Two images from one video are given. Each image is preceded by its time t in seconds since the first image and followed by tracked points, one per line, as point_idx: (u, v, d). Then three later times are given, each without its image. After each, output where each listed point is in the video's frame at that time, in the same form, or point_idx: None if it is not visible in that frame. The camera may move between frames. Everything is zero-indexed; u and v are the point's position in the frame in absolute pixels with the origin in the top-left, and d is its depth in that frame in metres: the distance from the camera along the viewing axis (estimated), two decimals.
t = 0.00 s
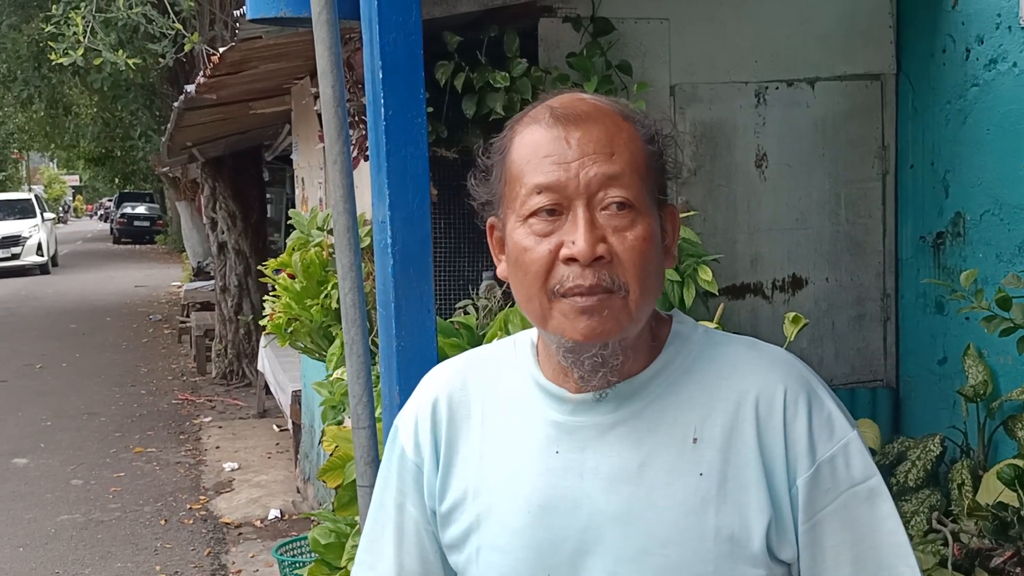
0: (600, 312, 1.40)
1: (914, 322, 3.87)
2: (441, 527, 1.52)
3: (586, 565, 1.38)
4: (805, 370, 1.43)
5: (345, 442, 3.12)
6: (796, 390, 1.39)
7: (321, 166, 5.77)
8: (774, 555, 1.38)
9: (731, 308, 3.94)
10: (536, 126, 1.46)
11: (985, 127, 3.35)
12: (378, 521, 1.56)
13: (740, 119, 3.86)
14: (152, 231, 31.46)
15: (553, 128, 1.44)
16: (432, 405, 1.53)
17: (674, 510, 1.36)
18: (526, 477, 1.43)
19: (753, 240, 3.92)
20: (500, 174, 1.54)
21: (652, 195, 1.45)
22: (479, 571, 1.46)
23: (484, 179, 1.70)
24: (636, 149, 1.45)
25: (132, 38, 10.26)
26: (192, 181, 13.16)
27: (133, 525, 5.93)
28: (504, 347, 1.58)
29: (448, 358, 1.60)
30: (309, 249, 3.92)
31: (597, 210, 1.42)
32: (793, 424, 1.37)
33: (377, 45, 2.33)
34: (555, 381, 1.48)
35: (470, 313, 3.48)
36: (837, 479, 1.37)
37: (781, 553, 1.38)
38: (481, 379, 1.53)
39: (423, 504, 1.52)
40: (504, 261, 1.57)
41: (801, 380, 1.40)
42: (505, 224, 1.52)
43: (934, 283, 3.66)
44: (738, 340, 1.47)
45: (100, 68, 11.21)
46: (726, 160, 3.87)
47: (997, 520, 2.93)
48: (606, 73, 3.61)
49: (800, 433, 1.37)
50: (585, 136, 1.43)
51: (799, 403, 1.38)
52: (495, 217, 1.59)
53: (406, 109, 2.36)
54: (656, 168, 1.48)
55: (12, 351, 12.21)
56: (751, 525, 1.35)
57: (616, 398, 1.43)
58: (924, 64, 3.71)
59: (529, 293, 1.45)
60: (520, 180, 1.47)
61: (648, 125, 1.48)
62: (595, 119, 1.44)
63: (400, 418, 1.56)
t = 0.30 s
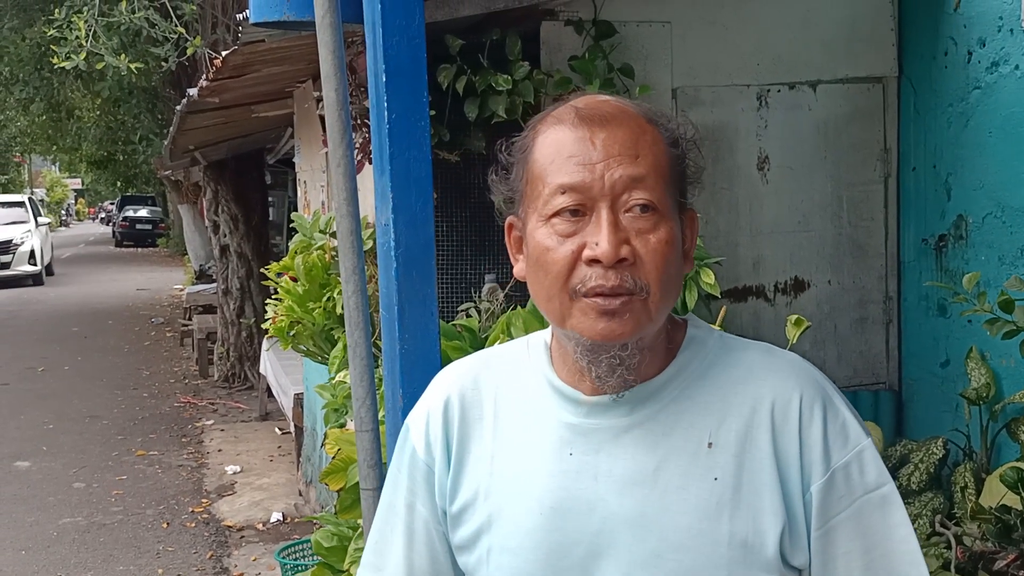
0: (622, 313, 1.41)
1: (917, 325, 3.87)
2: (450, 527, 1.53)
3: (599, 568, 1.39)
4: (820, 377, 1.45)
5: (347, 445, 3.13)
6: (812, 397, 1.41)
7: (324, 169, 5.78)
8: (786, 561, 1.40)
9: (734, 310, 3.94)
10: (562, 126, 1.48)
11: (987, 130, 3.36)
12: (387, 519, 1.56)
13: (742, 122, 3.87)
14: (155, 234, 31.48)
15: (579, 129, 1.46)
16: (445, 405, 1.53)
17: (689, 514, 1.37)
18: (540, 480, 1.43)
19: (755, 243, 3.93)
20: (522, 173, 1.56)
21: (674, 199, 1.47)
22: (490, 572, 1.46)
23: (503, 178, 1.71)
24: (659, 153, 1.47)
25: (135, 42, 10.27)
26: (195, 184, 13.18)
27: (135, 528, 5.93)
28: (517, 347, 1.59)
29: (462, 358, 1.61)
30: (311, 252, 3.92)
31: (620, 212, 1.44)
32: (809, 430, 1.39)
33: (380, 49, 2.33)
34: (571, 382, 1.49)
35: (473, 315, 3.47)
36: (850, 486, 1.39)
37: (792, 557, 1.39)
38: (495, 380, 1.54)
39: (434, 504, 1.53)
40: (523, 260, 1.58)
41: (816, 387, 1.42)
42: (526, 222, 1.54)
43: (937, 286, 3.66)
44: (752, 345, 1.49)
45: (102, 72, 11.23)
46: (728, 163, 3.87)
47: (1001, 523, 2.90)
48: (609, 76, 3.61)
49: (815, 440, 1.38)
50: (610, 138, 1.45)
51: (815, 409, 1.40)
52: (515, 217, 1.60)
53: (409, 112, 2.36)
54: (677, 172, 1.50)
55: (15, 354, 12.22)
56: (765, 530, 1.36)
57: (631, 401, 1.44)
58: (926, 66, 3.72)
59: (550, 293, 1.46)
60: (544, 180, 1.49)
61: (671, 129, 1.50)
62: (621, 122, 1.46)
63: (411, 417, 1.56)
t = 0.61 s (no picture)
0: (625, 314, 1.41)
1: (919, 326, 3.86)
2: (452, 530, 1.52)
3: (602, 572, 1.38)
4: (825, 380, 1.44)
5: (348, 446, 3.13)
6: (817, 400, 1.40)
7: (325, 171, 5.78)
8: (790, 564, 1.40)
9: (735, 311, 3.94)
10: (565, 126, 1.48)
11: (989, 131, 3.35)
12: (388, 521, 1.55)
13: (744, 123, 3.86)
14: (156, 236, 31.48)
15: (582, 129, 1.46)
16: (448, 407, 1.52)
17: (693, 518, 1.37)
18: (543, 483, 1.43)
19: (757, 244, 3.92)
20: (524, 173, 1.55)
21: (677, 200, 1.47)
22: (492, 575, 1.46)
23: (505, 177, 1.71)
24: (662, 153, 1.46)
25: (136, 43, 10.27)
26: (196, 186, 13.19)
27: (136, 529, 5.92)
28: (520, 349, 1.59)
29: (463, 359, 1.60)
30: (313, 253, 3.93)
31: (623, 212, 1.43)
32: (814, 434, 1.39)
33: (381, 51, 2.33)
34: (573, 385, 1.48)
35: (473, 317, 3.50)
36: (856, 490, 1.39)
37: (796, 561, 1.39)
38: (498, 383, 1.53)
39: (436, 507, 1.52)
40: (525, 262, 1.58)
41: (821, 390, 1.41)
42: (528, 223, 1.53)
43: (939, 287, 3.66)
44: (756, 348, 1.49)
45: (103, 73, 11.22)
46: (730, 164, 3.87)
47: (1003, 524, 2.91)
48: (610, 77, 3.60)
49: (820, 444, 1.38)
50: (613, 137, 1.44)
51: (820, 412, 1.39)
52: (517, 218, 1.60)
53: (411, 113, 2.36)
54: (681, 172, 1.49)
55: (15, 356, 12.21)
56: (769, 535, 1.36)
57: (633, 404, 1.44)
58: (927, 67, 3.71)
59: (552, 294, 1.46)
60: (546, 179, 1.48)
61: (675, 129, 1.50)
62: (624, 121, 1.46)
63: (413, 419, 1.56)
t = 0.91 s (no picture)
0: (616, 313, 1.41)
1: (922, 327, 3.86)
2: (454, 533, 1.52)
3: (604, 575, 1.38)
4: (826, 381, 1.44)
5: (351, 446, 3.10)
6: (817, 400, 1.40)
7: (327, 172, 5.78)
8: (791, 566, 1.40)
9: (738, 312, 3.93)
10: (557, 127, 1.48)
11: (991, 132, 3.35)
12: (389, 526, 1.55)
13: (745, 124, 3.86)
14: (158, 237, 31.49)
15: (573, 129, 1.46)
16: (447, 409, 1.53)
17: (694, 521, 1.37)
18: (543, 486, 1.43)
19: (759, 245, 3.92)
20: (519, 175, 1.56)
21: (671, 199, 1.47)
22: None
23: (503, 181, 1.71)
24: (655, 153, 1.46)
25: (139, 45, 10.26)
26: (198, 187, 13.19)
27: (139, 531, 5.92)
28: (519, 351, 1.59)
29: (462, 362, 1.60)
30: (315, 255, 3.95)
31: (614, 212, 1.43)
32: (814, 436, 1.39)
33: (385, 51, 2.33)
34: (572, 387, 1.48)
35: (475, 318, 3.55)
36: (856, 491, 1.39)
37: (798, 562, 1.39)
38: (496, 385, 1.53)
39: (437, 510, 1.52)
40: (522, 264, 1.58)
41: (821, 391, 1.41)
42: (523, 225, 1.54)
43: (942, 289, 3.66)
44: (755, 349, 1.48)
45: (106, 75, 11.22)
46: (732, 165, 3.86)
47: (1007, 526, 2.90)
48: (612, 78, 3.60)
49: (820, 445, 1.38)
50: (605, 137, 1.45)
51: (820, 413, 1.39)
52: (514, 220, 1.60)
53: (415, 113, 2.36)
54: (676, 172, 1.49)
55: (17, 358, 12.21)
56: (770, 538, 1.36)
57: (632, 406, 1.44)
58: (929, 68, 3.71)
59: (545, 296, 1.46)
60: (538, 181, 1.49)
61: (669, 128, 1.49)
62: (615, 121, 1.46)
63: (413, 422, 1.56)
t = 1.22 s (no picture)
0: (625, 314, 1.41)
1: (923, 329, 3.86)
2: (456, 532, 1.52)
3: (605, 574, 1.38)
4: (828, 381, 1.44)
5: (353, 449, 3.09)
6: (820, 400, 1.40)
7: (328, 174, 5.78)
8: (793, 566, 1.40)
9: (740, 314, 3.93)
10: (569, 127, 1.48)
11: (993, 134, 3.35)
12: (390, 525, 1.55)
13: (747, 126, 3.85)
14: (160, 240, 31.49)
15: (585, 130, 1.46)
16: (450, 409, 1.53)
17: (696, 519, 1.37)
18: (546, 484, 1.43)
19: (761, 247, 3.91)
20: (527, 175, 1.56)
21: (680, 202, 1.47)
22: None
23: (509, 179, 1.71)
24: (665, 156, 1.46)
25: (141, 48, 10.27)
26: (200, 190, 13.20)
27: (140, 533, 5.93)
28: (523, 351, 1.59)
29: (466, 362, 1.60)
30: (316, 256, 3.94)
31: (625, 213, 1.43)
32: (816, 436, 1.39)
33: (386, 54, 2.33)
34: (576, 387, 1.48)
35: (479, 320, 3.58)
36: (858, 491, 1.39)
37: (799, 562, 1.39)
38: (500, 385, 1.53)
39: (439, 509, 1.52)
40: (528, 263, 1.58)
41: (823, 390, 1.41)
42: (531, 224, 1.53)
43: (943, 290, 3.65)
44: (758, 349, 1.49)
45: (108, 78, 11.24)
46: (733, 167, 3.86)
47: (1008, 528, 2.87)
48: (613, 80, 3.60)
49: (823, 445, 1.38)
50: (616, 138, 1.45)
51: (822, 413, 1.39)
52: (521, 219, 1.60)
53: (416, 116, 2.36)
54: (685, 174, 1.49)
55: (19, 360, 12.21)
56: (772, 537, 1.36)
57: (635, 406, 1.44)
58: (931, 70, 3.71)
59: (554, 296, 1.46)
60: (549, 180, 1.49)
61: (679, 132, 1.50)
62: (627, 123, 1.46)
63: (415, 421, 1.56)
